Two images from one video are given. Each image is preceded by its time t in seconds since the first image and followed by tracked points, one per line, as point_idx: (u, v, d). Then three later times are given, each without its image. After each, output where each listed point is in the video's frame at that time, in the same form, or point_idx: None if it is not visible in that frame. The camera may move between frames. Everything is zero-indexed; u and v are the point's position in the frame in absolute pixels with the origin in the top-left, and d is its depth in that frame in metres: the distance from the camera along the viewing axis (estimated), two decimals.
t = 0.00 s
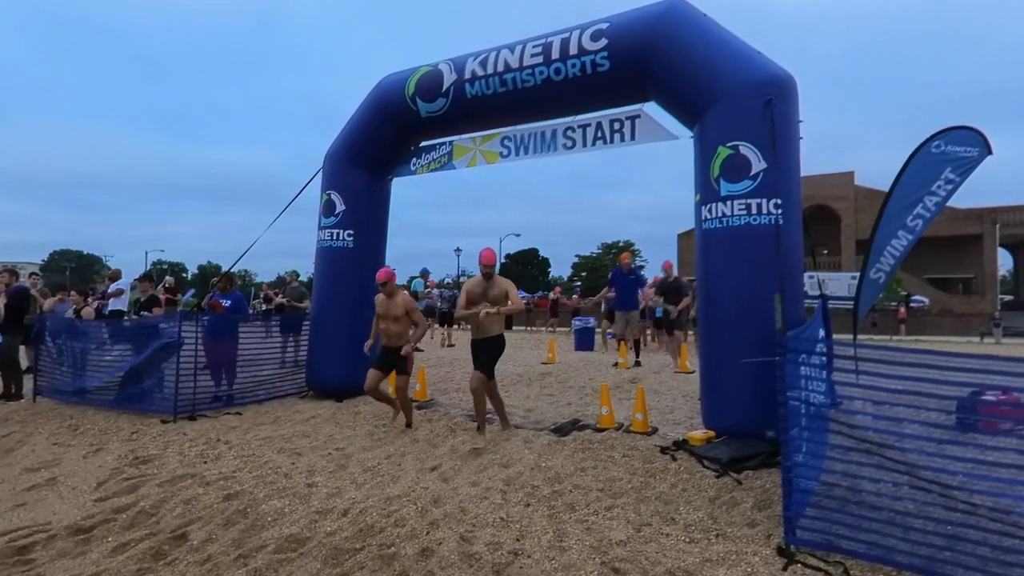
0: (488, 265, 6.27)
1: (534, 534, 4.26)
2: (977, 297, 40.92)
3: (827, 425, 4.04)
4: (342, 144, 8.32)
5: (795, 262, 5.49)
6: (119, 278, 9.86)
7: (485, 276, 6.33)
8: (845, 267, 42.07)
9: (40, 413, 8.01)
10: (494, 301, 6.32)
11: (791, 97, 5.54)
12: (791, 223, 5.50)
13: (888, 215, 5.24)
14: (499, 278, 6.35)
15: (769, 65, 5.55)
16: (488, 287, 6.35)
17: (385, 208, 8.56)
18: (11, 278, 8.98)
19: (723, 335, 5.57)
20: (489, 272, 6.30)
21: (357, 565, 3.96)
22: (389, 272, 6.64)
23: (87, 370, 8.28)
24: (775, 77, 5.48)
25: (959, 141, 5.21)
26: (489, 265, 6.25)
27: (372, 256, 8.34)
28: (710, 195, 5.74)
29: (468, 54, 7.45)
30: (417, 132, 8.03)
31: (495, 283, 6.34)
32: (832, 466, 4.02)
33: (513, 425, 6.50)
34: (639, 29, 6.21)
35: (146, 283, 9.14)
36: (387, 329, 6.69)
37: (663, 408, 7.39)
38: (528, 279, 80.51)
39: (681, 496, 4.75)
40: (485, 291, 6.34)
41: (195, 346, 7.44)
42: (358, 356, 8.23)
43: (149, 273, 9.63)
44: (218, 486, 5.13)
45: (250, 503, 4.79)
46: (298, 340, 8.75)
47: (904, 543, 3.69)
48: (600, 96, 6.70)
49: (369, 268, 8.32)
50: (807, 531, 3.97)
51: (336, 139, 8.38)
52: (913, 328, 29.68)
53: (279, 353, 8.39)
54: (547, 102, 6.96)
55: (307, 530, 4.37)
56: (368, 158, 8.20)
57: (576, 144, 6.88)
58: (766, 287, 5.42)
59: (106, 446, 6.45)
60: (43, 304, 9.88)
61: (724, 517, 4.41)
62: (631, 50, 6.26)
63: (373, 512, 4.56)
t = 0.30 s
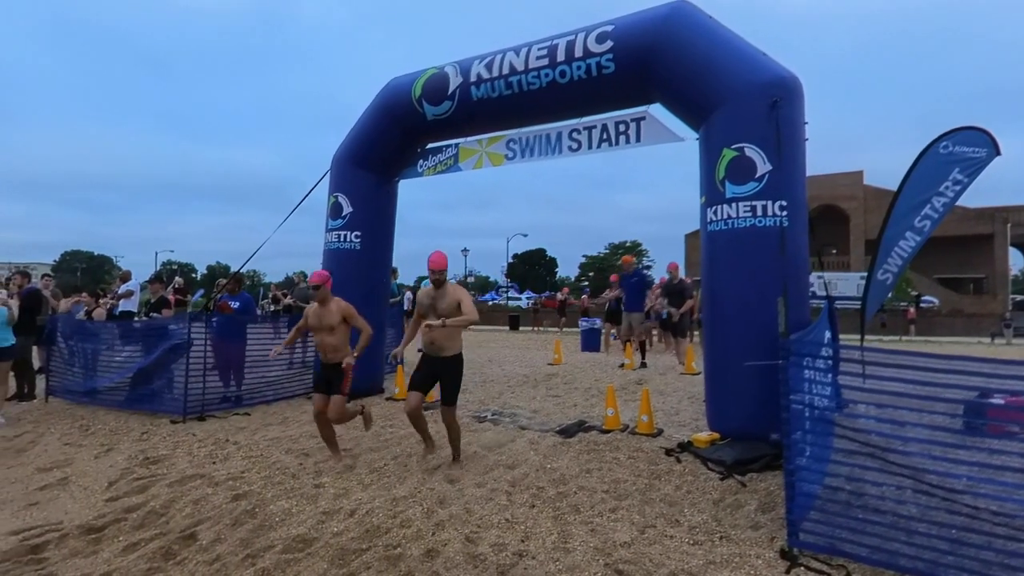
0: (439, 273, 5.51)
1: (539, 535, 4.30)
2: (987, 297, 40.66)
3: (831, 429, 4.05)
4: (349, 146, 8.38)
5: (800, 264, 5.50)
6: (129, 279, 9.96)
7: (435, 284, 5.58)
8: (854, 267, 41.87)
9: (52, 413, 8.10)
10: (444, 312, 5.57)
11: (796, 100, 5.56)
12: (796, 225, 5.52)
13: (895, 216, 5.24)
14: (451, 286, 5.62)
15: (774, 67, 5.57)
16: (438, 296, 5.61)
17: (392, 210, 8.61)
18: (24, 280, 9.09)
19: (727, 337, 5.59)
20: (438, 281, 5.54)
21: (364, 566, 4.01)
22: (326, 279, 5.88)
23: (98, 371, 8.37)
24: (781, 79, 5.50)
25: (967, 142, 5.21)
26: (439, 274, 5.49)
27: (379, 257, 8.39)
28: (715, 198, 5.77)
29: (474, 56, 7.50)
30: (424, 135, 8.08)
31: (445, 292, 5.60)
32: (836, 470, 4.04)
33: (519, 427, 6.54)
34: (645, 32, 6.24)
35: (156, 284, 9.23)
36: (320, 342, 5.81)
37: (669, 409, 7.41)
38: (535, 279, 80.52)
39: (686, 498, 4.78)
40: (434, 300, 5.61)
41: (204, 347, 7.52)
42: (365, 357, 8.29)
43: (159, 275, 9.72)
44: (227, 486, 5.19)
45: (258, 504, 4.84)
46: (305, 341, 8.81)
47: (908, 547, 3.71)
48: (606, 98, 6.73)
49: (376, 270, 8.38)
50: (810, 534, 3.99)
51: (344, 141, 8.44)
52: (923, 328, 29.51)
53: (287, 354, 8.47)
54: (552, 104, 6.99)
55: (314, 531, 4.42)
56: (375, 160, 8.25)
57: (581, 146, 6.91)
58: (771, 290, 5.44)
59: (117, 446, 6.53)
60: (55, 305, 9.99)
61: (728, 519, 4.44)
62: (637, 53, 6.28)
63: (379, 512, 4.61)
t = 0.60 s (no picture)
0: (380, 280, 4.66)
1: (549, 533, 4.35)
2: (1002, 297, 40.30)
3: (841, 430, 4.07)
4: (360, 147, 8.45)
5: (809, 265, 5.52)
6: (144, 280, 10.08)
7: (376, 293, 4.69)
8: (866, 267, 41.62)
9: (69, 412, 8.22)
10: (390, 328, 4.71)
11: (806, 100, 5.57)
12: (806, 225, 5.53)
13: (908, 215, 5.25)
14: (397, 297, 4.77)
15: (783, 67, 5.58)
16: (383, 309, 4.74)
17: (403, 211, 8.68)
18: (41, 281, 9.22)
19: (736, 338, 5.61)
20: (380, 289, 4.68)
21: (377, 563, 4.07)
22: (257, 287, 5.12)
23: (114, 370, 8.48)
24: (790, 79, 5.51)
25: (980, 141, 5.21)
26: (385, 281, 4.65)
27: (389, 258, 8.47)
28: (724, 198, 5.79)
29: (483, 59, 7.55)
30: (434, 136, 8.14)
31: (392, 306, 4.74)
32: (844, 470, 4.06)
33: (529, 426, 6.58)
34: (654, 33, 6.27)
35: (170, 285, 9.34)
36: (236, 362, 4.98)
37: (678, 409, 7.44)
38: (545, 279, 80.52)
39: (695, 498, 4.81)
40: (378, 315, 4.73)
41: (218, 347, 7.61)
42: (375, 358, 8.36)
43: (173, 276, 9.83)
44: (241, 484, 5.27)
45: (272, 501, 4.91)
46: (317, 341, 8.90)
47: (917, 547, 3.72)
48: (615, 100, 6.77)
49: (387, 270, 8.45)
50: (818, 535, 4.00)
51: (355, 143, 8.52)
52: (937, 328, 29.29)
53: (299, 354, 8.55)
54: (562, 105, 7.03)
55: (328, 528, 4.48)
56: (386, 161, 8.32)
57: (590, 147, 6.95)
58: (780, 291, 5.46)
59: (133, 444, 6.63)
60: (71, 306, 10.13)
61: (736, 519, 4.47)
62: (646, 54, 6.32)
63: (391, 511, 4.67)
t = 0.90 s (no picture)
0: (308, 283, 4.10)
1: (561, 532, 4.39)
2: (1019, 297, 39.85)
3: (853, 431, 4.07)
4: (373, 148, 8.53)
5: (821, 265, 5.53)
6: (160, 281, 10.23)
7: (305, 300, 4.12)
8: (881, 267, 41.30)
9: (88, 411, 8.36)
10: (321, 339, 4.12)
11: (818, 100, 5.57)
12: (818, 225, 5.54)
13: (923, 214, 5.25)
14: (329, 304, 4.18)
15: (795, 67, 5.59)
16: (314, 319, 4.15)
17: (415, 212, 8.75)
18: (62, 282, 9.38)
19: (748, 339, 5.63)
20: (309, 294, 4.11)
21: (391, 560, 4.13)
22: (150, 299, 4.39)
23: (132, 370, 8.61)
24: (802, 79, 5.52)
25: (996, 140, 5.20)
26: (315, 285, 4.09)
27: (402, 259, 8.54)
28: (736, 199, 5.80)
29: (494, 61, 7.60)
30: (446, 138, 8.20)
31: (325, 315, 4.14)
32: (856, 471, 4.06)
33: (541, 426, 6.62)
34: (665, 34, 6.29)
35: (187, 286, 9.47)
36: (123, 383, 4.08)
37: (689, 410, 7.46)
38: (557, 280, 80.50)
39: (706, 498, 4.83)
40: (310, 326, 4.14)
41: (233, 347, 7.72)
42: (388, 358, 8.44)
43: (189, 276, 9.96)
44: (258, 482, 5.35)
45: (288, 499, 4.99)
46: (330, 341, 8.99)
47: (929, 549, 3.73)
48: (626, 100, 6.79)
49: (399, 271, 8.52)
50: (828, 536, 4.02)
51: (368, 144, 8.59)
52: (953, 328, 29.02)
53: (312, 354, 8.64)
54: (574, 107, 7.06)
55: (342, 525, 4.55)
56: (399, 163, 8.39)
57: (601, 148, 6.99)
58: (791, 292, 5.47)
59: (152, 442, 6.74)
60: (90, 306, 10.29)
61: (747, 520, 4.49)
62: (657, 55, 6.34)
63: (404, 509, 4.72)
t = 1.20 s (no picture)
0: (187, 292, 3.38)
1: (574, 531, 4.42)
2: None
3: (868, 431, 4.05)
4: (387, 150, 8.59)
5: (836, 265, 5.51)
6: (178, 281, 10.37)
7: (184, 311, 3.38)
8: (898, 266, 40.90)
9: (109, 409, 8.50)
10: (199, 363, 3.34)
11: (833, 99, 5.56)
12: (832, 225, 5.53)
13: (940, 213, 5.22)
14: (214, 318, 3.42)
15: (810, 67, 5.58)
16: (194, 335, 3.40)
17: (429, 213, 8.80)
18: (83, 283, 9.53)
19: (762, 339, 5.62)
20: (188, 305, 3.39)
21: (406, 557, 4.18)
22: (22, 323, 3.70)
23: (152, 369, 8.74)
24: (816, 79, 5.51)
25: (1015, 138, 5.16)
26: (197, 294, 3.38)
27: (415, 259, 8.60)
28: (750, 199, 5.80)
29: (507, 63, 7.64)
30: (459, 139, 8.25)
31: (206, 331, 3.38)
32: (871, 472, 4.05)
33: (554, 426, 6.66)
34: (678, 34, 6.30)
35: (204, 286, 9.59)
36: None
37: (703, 410, 7.47)
38: (570, 280, 80.42)
39: (719, 498, 4.84)
40: (187, 343, 3.38)
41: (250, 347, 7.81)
42: (402, 358, 8.50)
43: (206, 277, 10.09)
44: (275, 480, 5.43)
45: (305, 496, 5.06)
46: (345, 341, 9.07)
47: (944, 550, 3.72)
48: (639, 100, 6.80)
49: (413, 271, 8.58)
50: (843, 537, 4.02)
51: (383, 145, 8.66)
52: (972, 328, 28.67)
53: (327, 354, 8.71)
54: (587, 107, 7.08)
55: (358, 523, 4.60)
56: (413, 164, 8.45)
57: (614, 149, 7.01)
58: (805, 292, 5.46)
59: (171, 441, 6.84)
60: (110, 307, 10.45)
61: (761, 520, 4.50)
62: (670, 55, 6.34)
63: (419, 507, 4.77)
